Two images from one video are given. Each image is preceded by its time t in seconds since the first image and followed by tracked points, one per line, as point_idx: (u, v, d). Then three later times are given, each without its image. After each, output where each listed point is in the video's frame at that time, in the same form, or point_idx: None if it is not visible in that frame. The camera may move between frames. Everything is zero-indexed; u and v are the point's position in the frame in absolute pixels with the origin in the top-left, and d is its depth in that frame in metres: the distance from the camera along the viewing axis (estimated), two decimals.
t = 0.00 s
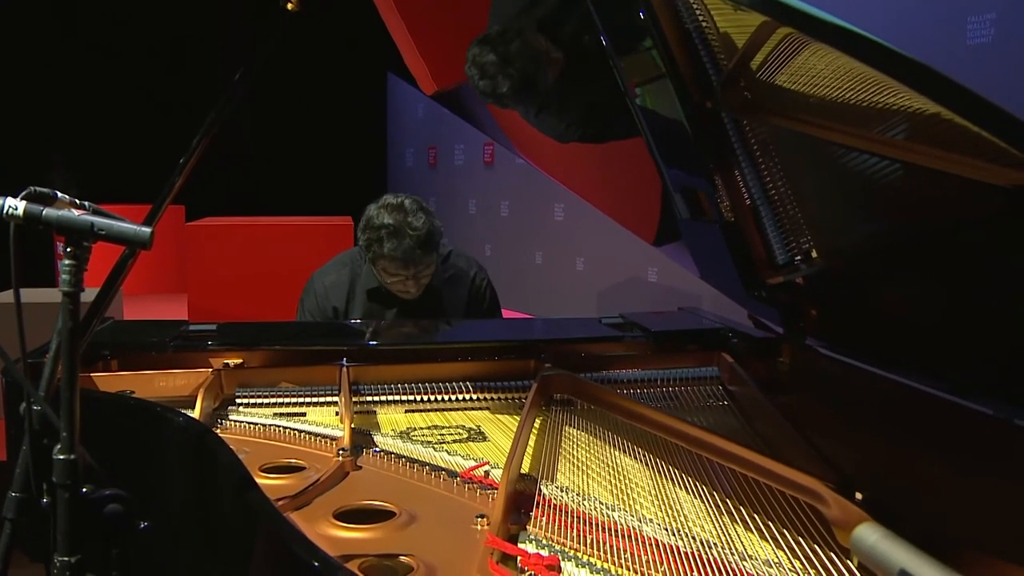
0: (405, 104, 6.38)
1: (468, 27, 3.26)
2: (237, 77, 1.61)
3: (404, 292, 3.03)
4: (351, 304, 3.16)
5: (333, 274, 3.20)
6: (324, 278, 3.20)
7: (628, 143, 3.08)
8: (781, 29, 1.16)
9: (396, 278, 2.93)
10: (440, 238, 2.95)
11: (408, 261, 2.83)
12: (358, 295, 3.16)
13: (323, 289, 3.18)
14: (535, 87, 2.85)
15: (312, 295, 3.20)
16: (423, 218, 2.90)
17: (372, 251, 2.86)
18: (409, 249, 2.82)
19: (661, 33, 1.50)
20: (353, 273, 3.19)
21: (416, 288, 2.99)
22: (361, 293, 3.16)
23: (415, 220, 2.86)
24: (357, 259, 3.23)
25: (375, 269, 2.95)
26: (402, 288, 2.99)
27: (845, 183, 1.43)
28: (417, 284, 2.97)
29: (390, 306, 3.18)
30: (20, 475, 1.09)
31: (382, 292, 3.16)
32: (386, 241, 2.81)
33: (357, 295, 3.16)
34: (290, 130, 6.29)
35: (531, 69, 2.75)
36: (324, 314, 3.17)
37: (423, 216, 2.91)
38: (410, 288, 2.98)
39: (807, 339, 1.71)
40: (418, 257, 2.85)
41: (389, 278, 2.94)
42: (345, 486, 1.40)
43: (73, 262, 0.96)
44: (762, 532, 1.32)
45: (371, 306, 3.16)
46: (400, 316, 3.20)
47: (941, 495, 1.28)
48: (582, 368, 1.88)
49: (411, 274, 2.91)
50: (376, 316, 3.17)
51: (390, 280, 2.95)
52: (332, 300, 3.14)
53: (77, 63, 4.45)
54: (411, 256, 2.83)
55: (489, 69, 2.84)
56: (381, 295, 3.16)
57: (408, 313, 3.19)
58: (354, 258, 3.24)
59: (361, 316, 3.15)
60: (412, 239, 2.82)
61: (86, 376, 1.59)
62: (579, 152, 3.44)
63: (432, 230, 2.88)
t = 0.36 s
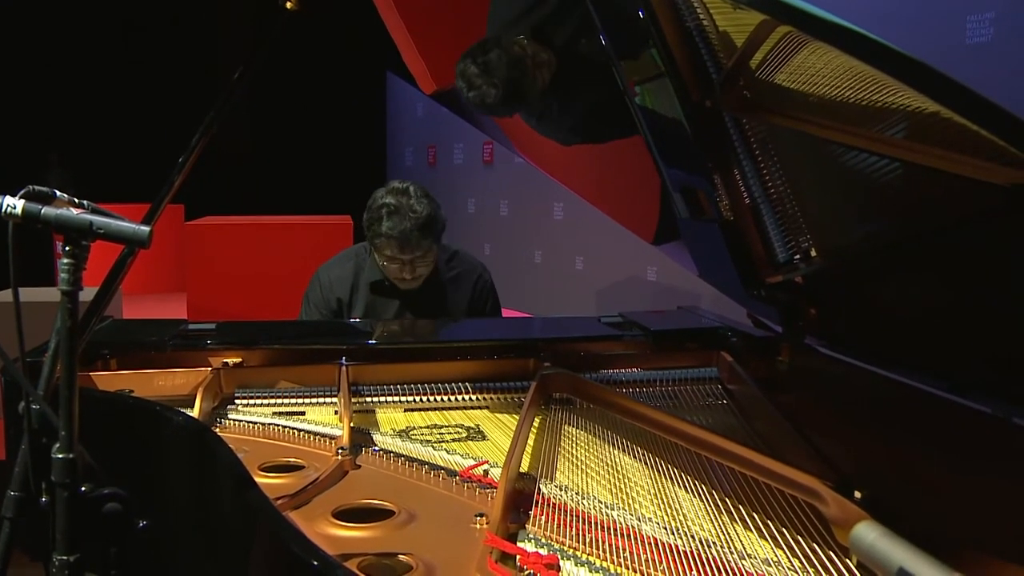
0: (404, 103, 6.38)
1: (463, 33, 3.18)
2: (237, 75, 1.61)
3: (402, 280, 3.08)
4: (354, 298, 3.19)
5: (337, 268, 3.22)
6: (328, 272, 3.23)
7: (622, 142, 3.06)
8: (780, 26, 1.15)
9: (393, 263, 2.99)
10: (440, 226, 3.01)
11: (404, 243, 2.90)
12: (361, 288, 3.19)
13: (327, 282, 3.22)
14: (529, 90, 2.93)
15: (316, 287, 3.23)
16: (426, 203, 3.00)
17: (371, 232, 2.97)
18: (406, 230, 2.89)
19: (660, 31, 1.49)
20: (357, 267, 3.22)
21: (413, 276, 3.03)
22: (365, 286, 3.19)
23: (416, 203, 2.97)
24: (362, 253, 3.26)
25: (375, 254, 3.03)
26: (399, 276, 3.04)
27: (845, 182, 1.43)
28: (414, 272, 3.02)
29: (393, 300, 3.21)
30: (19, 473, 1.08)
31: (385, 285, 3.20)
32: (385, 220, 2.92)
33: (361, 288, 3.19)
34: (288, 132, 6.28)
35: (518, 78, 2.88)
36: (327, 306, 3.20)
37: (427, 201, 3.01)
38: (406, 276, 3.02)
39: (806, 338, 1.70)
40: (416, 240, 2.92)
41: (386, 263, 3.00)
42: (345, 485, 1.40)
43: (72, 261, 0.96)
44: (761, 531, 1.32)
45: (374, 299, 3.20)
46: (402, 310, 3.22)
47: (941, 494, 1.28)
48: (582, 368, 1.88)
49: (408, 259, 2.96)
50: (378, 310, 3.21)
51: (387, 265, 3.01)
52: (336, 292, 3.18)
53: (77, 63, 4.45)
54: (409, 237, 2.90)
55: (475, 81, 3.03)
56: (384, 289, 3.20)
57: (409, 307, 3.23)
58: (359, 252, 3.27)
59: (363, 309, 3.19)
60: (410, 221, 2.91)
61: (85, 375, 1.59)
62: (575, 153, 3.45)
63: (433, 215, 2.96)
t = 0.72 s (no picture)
0: (404, 101, 6.39)
1: (462, 36, 3.17)
2: (237, 75, 1.60)
3: (393, 269, 3.09)
4: (350, 292, 3.23)
5: (333, 263, 3.25)
6: (323, 269, 3.25)
7: (621, 139, 3.06)
8: (781, 27, 1.16)
9: (385, 247, 3.01)
10: (435, 213, 3.04)
11: (397, 224, 2.93)
12: (357, 282, 3.23)
13: (322, 277, 3.25)
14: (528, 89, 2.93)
15: (313, 284, 3.25)
16: (422, 188, 3.05)
17: (367, 212, 3.02)
18: (400, 211, 2.93)
19: (660, 31, 1.49)
20: (352, 262, 3.26)
21: (404, 262, 3.04)
22: (360, 280, 3.23)
23: (413, 186, 3.03)
24: (358, 249, 3.30)
25: (370, 239, 3.05)
26: (390, 262, 3.04)
27: (846, 181, 1.43)
28: (405, 257, 3.03)
29: (387, 294, 3.27)
30: (19, 474, 1.08)
31: (379, 280, 3.25)
32: (381, 200, 2.98)
33: (357, 282, 3.23)
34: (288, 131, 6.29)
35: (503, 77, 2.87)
36: (324, 304, 3.22)
37: (424, 186, 3.06)
38: (398, 261, 3.03)
39: (806, 338, 1.70)
40: (409, 222, 2.94)
41: (379, 246, 3.02)
42: (345, 485, 1.40)
43: (72, 261, 0.96)
44: (760, 531, 1.32)
45: (369, 294, 3.25)
46: (395, 303, 3.28)
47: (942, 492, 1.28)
48: (582, 368, 1.88)
49: (400, 243, 2.98)
50: (373, 305, 3.26)
51: (380, 249, 3.02)
52: (334, 287, 3.20)
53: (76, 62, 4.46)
54: (403, 218, 2.93)
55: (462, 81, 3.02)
56: (378, 282, 3.24)
57: (403, 302, 3.28)
58: (355, 248, 3.30)
59: (358, 305, 3.22)
60: (405, 202, 2.95)
61: (86, 375, 1.59)
62: (574, 151, 3.46)
63: (428, 199, 3.00)
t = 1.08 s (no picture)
0: (403, 100, 6.39)
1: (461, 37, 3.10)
2: (235, 74, 1.60)
3: (386, 255, 3.11)
4: (345, 288, 3.25)
5: (326, 262, 3.28)
6: (317, 267, 3.27)
7: (619, 137, 3.05)
8: (781, 26, 1.16)
9: (377, 230, 3.05)
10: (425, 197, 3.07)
11: (387, 204, 2.98)
12: (351, 277, 3.26)
13: (316, 275, 3.27)
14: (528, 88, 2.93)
15: (308, 283, 3.28)
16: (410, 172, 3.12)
17: (358, 195, 3.08)
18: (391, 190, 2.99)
19: (660, 31, 1.49)
20: (346, 260, 3.27)
21: (396, 245, 3.07)
22: (354, 275, 3.25)
23: (402, 169, 3.10)
24: (351, 247, 3.32)
25: (362, 223, 3.10)
26: (383, 245, 3.08)
27: (846, 181, 1.43)
28: (397, 241, 3.06)
29: (380, 288, 3.29)
30: (19, 473, 1.08)
31: (372, 274, 3.28)
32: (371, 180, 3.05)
33: (350, 279, 3.25)
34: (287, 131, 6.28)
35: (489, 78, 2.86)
36: (320, 301, 3.26)
37: (412, 170, 3.14)
38: (389, 244, 3.06)
39: (807, 338, 1.70)
40: (398, 202, 2.99)
41: (371, 230, 3.06)
42: (345, 484, 1.40)
43: (72, 261, 0.96)
44: (761, 531, 1.32)
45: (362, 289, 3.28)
46: (388, 296, 3.30)
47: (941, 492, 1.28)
48: (582, 367, 1.88)
49: (391, 224, 3.03)
50: (367, 300, 3.28)
51: (372, 232, 3.06)
52: (328, 283, 3.24)
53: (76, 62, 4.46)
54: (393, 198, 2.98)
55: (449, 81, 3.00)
56: (371, 276, 3.27)
57: (397, 296, 3.30)
58: (348, 246, 3.32)
59: (352, 301, 3.25)
60: (395, 183, 3.02)
61: (86, 375, 1.59)
62: (573, 149, 3.45)
63: (417, 180, 3.07)
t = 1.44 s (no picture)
0: (403, 100, 6.39)
1: (459, 37, 3.00)
2: (235, 74, 1.60)
3: (389, 248, 3.13)
4: (345, 284, 3.25)
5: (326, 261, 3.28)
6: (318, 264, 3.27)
7: (620, 138, 3.04)
8: (780, 26, 1.15)
9: (379, 221, 3.10)
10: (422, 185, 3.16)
11: (388, 194, 3.04)
12: (351, 273, 3.26)
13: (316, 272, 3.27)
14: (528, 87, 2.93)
15: (308, 280, 3.26)
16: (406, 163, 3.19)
17: (358, 190, 3.13)
18: (390, 181, 3.05)
19: (660, 31, 1.49)
20: (345, 258, 3.27)
21: (399, 236, 3.11)
22: (353, 272, 3.26)
23: (398, 160, 3.17)
24: (351, 245, 3.33)
25: (363, 218, 3.14)
26: (386, 237, 3.11)
27: (846, 181, 1.43)
28: (400, 231, 3.10)
29: (380, 284, 3.30)
30: (19, 473, 1.08)
31: (372, 270, 3.29)
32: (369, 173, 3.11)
33: (350, 276, 3.26)
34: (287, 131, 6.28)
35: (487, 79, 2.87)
36: (321, 297, 3.23)
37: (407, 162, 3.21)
38: (393, 235, 3.10)
39: (807, 338, 1.69)
40: (399, 190, 3.05)
41: (374, 222, 3.11)
42: (345, 484, 1.40)
43: (72, 261, 0.95)
44: (761, 531, 1.32)
45: (362, 284, 3.29)
46: (389, 292, 3.30)
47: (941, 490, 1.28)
48: (582, 368, 1.88)
49: (393, 214, 3.08)
50: (368, 297, 3.29)
51: (374, 224, 3.11)
52: (329, 279, 3.23)
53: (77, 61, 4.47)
54: (393, 188, 3.05)
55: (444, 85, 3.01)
56: (370, 272, 3.29)
57: (398, 294, 3.30)
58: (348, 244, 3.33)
59: (352, 297, 3.25)
60: (393, 173, 3.08)
61: (86, 375, 1.59)
62: (573, 148, 3.44)
63: (414, 169, 3.15)
